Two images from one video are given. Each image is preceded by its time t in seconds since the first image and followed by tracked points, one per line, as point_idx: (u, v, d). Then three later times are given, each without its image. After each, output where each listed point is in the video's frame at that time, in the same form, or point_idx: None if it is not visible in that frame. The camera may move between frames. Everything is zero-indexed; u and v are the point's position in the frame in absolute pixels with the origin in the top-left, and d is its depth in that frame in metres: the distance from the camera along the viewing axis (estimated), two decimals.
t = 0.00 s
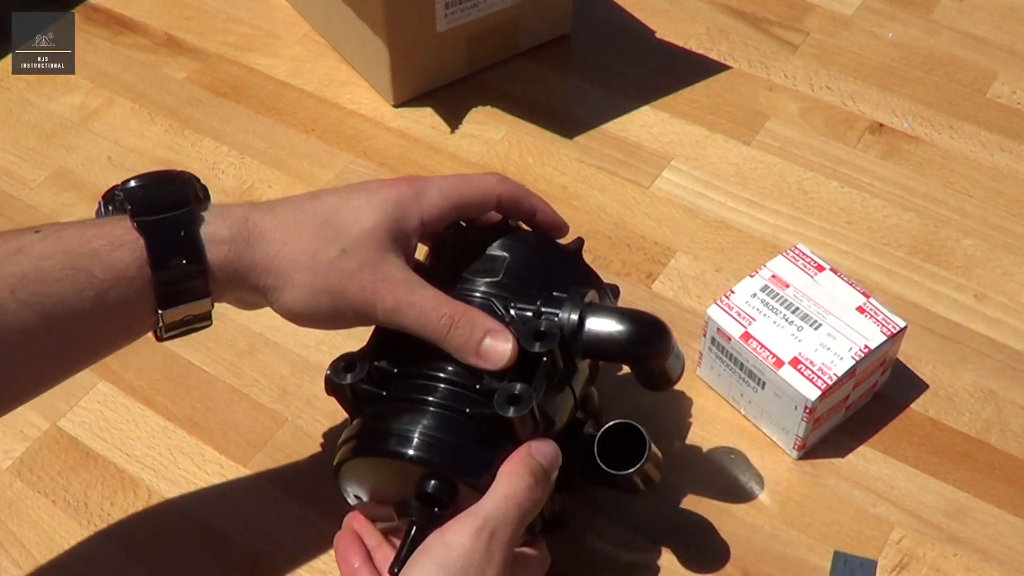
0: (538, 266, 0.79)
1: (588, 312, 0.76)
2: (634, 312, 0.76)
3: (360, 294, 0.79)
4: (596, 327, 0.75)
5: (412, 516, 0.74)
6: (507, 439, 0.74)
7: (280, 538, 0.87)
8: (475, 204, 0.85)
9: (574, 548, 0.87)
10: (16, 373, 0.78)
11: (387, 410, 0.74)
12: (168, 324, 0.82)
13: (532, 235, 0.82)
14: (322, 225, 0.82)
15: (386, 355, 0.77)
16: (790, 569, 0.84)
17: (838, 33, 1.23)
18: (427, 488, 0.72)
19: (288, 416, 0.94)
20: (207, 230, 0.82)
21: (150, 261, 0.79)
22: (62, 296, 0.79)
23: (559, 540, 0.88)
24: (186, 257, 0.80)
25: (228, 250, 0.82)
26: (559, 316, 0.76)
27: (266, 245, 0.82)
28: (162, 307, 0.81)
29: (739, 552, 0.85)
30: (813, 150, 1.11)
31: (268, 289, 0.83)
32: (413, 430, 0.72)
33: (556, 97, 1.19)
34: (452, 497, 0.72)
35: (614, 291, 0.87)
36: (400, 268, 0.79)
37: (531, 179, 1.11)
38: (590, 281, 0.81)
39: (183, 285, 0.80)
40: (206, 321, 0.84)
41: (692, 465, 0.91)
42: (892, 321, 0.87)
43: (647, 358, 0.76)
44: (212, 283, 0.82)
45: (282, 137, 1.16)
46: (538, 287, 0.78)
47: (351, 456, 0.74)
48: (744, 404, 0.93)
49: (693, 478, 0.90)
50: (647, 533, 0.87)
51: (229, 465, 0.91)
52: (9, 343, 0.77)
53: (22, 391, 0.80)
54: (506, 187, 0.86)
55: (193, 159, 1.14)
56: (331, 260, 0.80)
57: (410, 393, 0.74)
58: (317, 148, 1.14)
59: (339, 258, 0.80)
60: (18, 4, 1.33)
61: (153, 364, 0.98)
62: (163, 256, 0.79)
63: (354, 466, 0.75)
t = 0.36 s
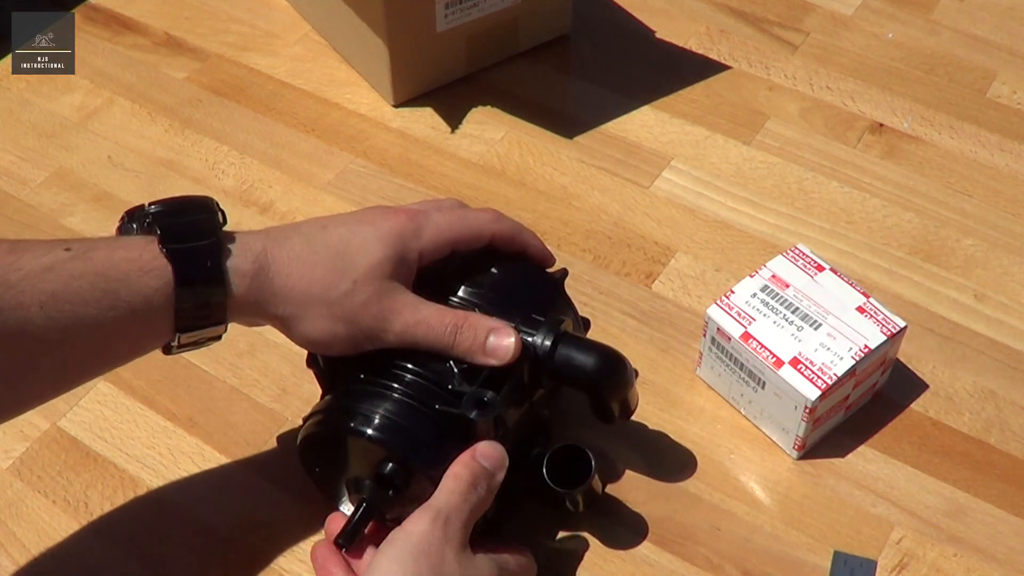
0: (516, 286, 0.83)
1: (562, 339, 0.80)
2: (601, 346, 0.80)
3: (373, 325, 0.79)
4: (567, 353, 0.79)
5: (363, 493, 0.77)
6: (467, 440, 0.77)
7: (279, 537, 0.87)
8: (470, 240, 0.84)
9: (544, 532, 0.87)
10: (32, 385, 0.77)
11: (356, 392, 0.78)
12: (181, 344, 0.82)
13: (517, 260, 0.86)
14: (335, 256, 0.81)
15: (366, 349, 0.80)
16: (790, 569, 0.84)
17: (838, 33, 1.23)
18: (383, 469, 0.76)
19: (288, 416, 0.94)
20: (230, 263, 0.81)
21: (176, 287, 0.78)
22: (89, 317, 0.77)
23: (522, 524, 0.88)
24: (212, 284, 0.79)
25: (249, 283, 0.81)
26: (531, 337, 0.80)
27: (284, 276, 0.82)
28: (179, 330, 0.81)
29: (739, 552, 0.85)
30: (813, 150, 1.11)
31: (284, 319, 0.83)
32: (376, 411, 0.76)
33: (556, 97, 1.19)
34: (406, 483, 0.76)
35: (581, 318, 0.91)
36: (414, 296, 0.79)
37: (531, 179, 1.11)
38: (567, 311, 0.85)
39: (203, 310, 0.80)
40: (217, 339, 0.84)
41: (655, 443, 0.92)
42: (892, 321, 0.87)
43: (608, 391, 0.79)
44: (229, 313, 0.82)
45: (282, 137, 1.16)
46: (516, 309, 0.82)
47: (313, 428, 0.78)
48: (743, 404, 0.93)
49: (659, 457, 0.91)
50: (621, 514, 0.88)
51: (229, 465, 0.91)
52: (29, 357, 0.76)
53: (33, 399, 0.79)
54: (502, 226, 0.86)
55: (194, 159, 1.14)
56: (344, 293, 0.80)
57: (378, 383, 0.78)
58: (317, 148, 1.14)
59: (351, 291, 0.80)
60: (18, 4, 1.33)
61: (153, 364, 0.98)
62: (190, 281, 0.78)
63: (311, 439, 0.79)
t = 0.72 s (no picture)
0: (515, 286, 0.83)
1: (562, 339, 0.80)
2: (601, 346, 0.80)
3: (374, 327, 0.78)
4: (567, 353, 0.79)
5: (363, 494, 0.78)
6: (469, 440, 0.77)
7: (279, 537, 0.87)
8: (466, 239, 0.83)
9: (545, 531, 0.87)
10: (35, 402, 0.76)
11: (356, 393, 0.79)
12: (183, 355, 0.81)
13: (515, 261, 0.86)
14: (333, 258, 0.81)
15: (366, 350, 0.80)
16: (791, 569, 0.84)
17: (838, 34, 1.23)
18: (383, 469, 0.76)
19: (288, 416, 0.94)
20: (229, 270, 0.80)
21: (174, 299, 0.78)
22: (89, 331, 0.76)
23: (523, 523, 0.88)
24: (211, 294, 0.78)
25: (249, 289, 0.81)
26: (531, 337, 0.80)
27: (283, 280, 0.81)
28: (179, 340, 0.79)
29: (739, 552, 0.85)
30: (813, 150, 1.11)
31: (283, 324, 0.82)
32: (375, 412, 0.76)
33: (556, 97, 1.19)
34: (407, 484, 0.76)
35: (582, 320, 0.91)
36: (414, 296, 0.79)
37: (530, 179, 1.11)
38: (566, 310, 0.85)
39: (203, 320, 0.79)
40: (218, 349, 0.83)
41: (657, 441, 0.92)
42: (892, 321, 0.87)
43: (609, 390, 0.79)
44: (230, 321, 0.81)
45: (282, 137, 1.16)
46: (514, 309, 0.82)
47: (313, 429, 0.78)
48: (743, 404, 0.93)
49: (660, 455, 0.91)
50: (622, 512, 0.88)
51: (229, 465, 0.91)
52: (32, 374, 0.74)
53: (37, 418, 0.77)
54: (497, 223, 0.85)
55: (194, 159, 1.14)
56: (344, 295, 0.79)
57: (378, 384, 0.78)
58: (317, 148, 1.14)
59: (351, 293, 0.79)
60: (19, 4, 1.33)
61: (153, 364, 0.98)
62: (189, 292, 0.78)
63: (312, 441, 0.79)
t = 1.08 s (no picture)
0: (514, 284, 0.83)
1: (562, 336, 0.80)
2: (600, 342, 0.81)
3: (375, 328, 0.78)
4: (568, 350, 0.79)
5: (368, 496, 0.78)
6: (472, 438, 0.78)
7: (280, 538, 0.87)
8: (465, 239, 0.83)
9: (547, 531, 0.87)
10: (38, 406, 0.75)
11: (357, 394, 0.78)
12: (182, 359, 0.81)
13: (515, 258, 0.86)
14: (334, 261, 0.81)
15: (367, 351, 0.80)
16: (791, 569, 0.84)
17: (838, 33, 1.23)
18: (388, 470, 0.76)
19: (288, 417, 0.94)
20: (229, 274, 0.80)
21: (175, 303, 0.78)
22: (92, 335, 0.75)
23: (524, 523, 0.88)
24: (212, 298, 0.78)
25: (250, 293, 0.81)
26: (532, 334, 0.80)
27: (283, 282, 0.81)
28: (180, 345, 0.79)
29: (739, 552, 0.85)
30: (813, 150, 1.11)
31: (285, 327, 0.82)
32: (377, 412, 0.76)
33: (555, 97, 1.19)
34: (411, 484, 0.76)
35: (581, 320, 0.91)
36: (414, 297, 0.79)
37: (530, 179, 1.11)
38: (565, 308, 0.86)
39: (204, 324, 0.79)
40: (218, 352, 0.83)
41: (657, 439, 0.92)
42: (892, 321, 0.87)
43: (609, 386, 0.80)
44: (231, 325, 0.81)
45: (282, 137, 1.16)
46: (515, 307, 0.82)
47: (315, 431, 0.78)
48: (743, 404, 0.93)
49: (660, 452, 0.91)
50: (623, 511, 0.88)
51: (229, 466, 0.91)
52: (35, 379, 0.74)
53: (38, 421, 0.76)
54: (494, 221, 0.85)
55: (194, 159, 1.14)
56: (345, 298, 0.79)
57: (380, 384, 0.78)
58: (317, 149, 1.14)
59: (352, 295, 0.79)
60: (19, 4, 1.33)
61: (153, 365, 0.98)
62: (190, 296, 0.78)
63: (314, 444, 0.79)
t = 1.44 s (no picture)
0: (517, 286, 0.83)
1: (562, 337, 0.80)
2: (600, 342, 0.80)
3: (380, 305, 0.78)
4: (568, 351, 0.79)
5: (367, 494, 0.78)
6: (471, 439, 0.77)
7: (280, 538, 0.87)
8: (489, 232, 0.85)
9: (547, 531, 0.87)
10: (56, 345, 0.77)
11: (357, 392, 0.78)
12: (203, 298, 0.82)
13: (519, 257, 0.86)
14: (355, 230, 0.81)
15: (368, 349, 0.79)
16: (791, 569, 0.84)
17: (838, 34, 1.23)
18: (388, 470, 0.75)
19: (288, 417, 0.94)
20: (251, 216, 0.80)
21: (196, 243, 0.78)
22: (112, 277, 0.76)
23: (525, 522, 0.88)
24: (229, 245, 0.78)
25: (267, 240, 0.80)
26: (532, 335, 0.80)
27: (302, 234, 0.81)
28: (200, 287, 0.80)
29: (739, 552, 0.85)
30: (813, 150, 1.11)
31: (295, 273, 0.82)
32: (377, 412, 0.76)
33: (556, 97, 1.19)
34: (413, 484, 0.76)
35: (581, 319, 0.91)
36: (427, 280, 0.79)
37: (530, 179, 1.11)
38: (566, 307, 0.85)
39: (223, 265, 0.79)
40: (237, 291, 0.83)
41: (656, 438, 0.92)
42: (892, 321, 0.87)
43: (608, 386, 0.80)
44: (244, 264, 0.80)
45: (282, 137, 1.16)
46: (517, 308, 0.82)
47: (315, 430, 0.78)
48: (743, 404, 0.93)
49: (659, 452, 0.91)
50: (623, 513, 0.88)
51: (230, 465, 0.91)
52: (53, 319, 0.75)
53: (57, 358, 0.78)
54: (522, 223, 0.86)
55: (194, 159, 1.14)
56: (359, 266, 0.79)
57: (379, 381, 0.78)
58: (317, 149, 1.14)
59: (368, 266, 0.79)
60: (19, 4, 1.33)
61: (152, 364, 0.98)
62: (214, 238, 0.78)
63: (314, 443, 0.79)
